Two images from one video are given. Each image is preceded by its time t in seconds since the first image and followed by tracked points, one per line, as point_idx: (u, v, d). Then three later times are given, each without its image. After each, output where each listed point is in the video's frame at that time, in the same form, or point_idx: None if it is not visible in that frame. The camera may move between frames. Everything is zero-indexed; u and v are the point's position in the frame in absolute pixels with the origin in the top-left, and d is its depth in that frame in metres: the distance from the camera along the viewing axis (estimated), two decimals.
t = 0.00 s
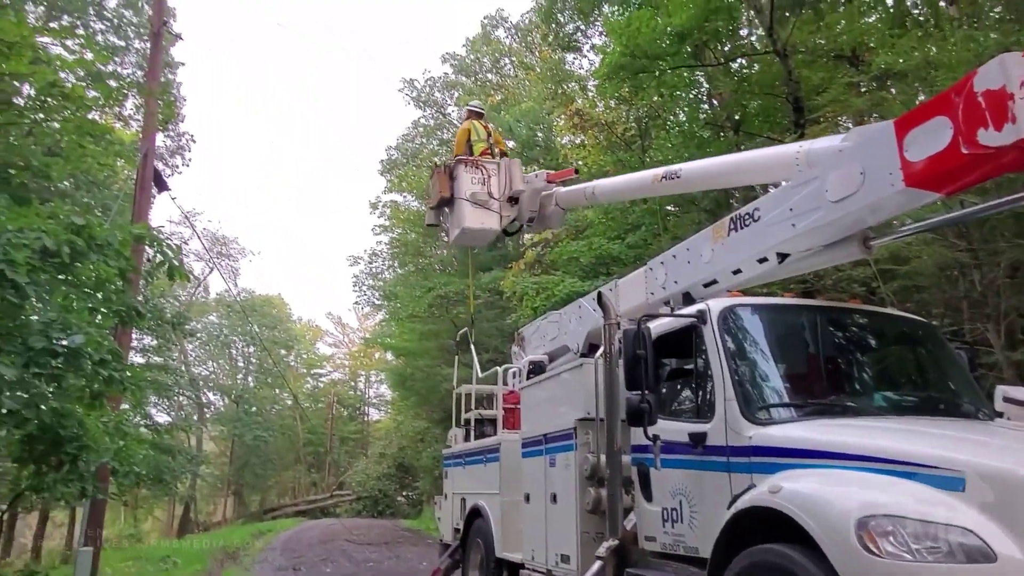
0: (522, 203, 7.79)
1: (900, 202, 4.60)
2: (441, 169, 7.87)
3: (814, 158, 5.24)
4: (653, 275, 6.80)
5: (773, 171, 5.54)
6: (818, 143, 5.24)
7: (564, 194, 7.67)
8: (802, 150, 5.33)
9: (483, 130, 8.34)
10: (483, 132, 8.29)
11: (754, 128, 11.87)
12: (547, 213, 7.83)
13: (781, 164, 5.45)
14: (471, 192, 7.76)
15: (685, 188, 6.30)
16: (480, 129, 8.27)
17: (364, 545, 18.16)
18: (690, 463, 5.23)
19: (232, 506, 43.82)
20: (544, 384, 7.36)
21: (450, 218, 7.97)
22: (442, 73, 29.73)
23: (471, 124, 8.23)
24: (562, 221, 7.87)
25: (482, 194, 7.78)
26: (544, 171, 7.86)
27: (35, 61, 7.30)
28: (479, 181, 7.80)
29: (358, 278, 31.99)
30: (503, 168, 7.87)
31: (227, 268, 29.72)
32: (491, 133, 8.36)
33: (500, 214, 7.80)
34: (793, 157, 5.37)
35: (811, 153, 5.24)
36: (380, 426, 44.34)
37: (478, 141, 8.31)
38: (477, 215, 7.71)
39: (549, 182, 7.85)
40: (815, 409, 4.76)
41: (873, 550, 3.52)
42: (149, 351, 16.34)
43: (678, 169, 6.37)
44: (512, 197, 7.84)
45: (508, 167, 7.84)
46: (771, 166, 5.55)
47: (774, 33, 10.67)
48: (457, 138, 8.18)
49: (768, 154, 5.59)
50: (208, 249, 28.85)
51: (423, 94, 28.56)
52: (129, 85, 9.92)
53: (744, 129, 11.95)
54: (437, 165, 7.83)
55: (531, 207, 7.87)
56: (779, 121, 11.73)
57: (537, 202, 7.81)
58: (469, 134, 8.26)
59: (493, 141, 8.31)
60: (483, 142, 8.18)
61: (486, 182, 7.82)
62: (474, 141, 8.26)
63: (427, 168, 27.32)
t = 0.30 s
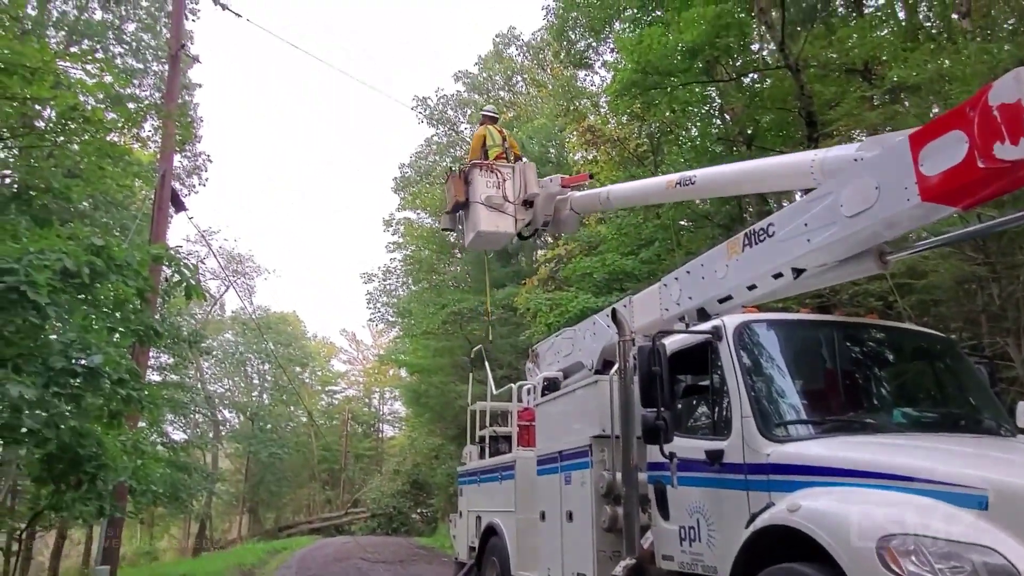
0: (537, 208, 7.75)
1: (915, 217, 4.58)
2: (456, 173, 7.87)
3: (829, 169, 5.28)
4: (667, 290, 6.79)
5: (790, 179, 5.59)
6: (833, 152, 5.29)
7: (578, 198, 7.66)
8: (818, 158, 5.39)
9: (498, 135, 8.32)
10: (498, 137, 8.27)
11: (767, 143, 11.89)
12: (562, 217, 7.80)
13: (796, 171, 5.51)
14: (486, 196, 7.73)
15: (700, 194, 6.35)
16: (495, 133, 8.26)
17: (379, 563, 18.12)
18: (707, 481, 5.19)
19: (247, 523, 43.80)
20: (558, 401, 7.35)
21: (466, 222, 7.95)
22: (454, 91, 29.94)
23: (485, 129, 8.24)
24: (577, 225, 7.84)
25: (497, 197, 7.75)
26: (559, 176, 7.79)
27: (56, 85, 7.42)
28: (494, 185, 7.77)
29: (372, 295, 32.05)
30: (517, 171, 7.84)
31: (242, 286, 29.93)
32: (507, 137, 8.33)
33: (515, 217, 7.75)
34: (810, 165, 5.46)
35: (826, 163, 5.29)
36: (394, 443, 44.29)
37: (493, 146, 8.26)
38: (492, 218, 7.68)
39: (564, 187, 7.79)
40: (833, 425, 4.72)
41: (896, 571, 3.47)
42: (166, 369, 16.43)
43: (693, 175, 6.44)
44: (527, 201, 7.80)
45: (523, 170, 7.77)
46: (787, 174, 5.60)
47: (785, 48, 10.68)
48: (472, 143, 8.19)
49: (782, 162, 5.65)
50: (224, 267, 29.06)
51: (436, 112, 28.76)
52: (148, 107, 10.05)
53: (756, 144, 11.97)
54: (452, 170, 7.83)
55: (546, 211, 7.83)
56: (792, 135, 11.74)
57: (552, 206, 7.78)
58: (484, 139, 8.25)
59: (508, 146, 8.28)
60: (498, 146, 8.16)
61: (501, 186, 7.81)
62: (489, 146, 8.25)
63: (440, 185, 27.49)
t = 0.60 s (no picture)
0: (552, 207, 7.77)
1: (934, 227, 4.55)
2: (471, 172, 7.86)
3: (846, 173, 5.26)
4: (684, 302, 6.78)
5: (806, 181, 5.56)
6: (850, 155, 5.27)
7: (594, 198, 7.70)
8: (835, 162, 5.36)
9: (513, 134, 8.37)
10: (513, 137, 8.31)
11: (783, 153, 11.91)
12: (577, 217, 7.84)
13: (813, 174, 5.48)
14: (502, 194, 7.72)
15: (716, 195, 6.30)
16: (509, 133, 8.29)
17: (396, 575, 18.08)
18: (727, 495, 5.15)
19: (264, 535, 43.88)
20: (575, 413, 7.33)
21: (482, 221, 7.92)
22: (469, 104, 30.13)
23: (500, 128, 8.28)
24: (591, 224, 7.91)
25: (513, 196, 7.74)
26: (575, 175, 7.83)
27: (80, 103, 7.56)
28: (509, 184, 7.76)
29: (387, 307, 31.95)
30: (532, 170, 7.86)
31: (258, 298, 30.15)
32: (522, 136, 8.42)
33: (531, 216, 7.74)
34: (827, 168, 5.42)
35: (844, 167, 5.27)
36: (411, 455, 44.28)
37: (507, 146, 8.30)
38: (508, 217, 7.65)
39: (579, 187, 7.83)
40: (854, 438, 4.68)
41: None
42: (184, 381, 16.55)
43: (709, 176, 6.39)
44: (543, 200, 7.81)
45: (538, 169, 7.79)
46: (803, 178, 5.57)
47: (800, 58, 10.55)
48: (487, 142, 8.22)
49: (799, 165, 5.62)
50: (241, 279, 29.31)
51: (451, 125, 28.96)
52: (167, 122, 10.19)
53: (772, 154, 11.98)
54: (467, 169, 7.83)
55: (562, 210, 7.84)
56: (808, 145, 11.75)
57: (567, 205, 7.81)
58: (499, 139, 8.27)
59: (523, 146, 8.36)
60: (513, 146, 8.18)
61: (517, 185, 7.80)
62: (503, 145, 8.27)
63: (455, 198, 27.63)
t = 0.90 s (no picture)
0: (568, 207, 7.73)
1: (954, 235, 4.52)
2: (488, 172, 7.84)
3: (864, 177, 5.24)
4: (701, 314, 6.77)
5: (824, 186, 5.53)
6: (869, 158, 5.24)
7: (611, 198, 7.70)
8: (853, 165, 5.34)
9: (530, 135, 8.34)
10: (529, 137, 8.29)
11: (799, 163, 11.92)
12: (594, 217, 7.84)
13: (831, 178, 5.45)
14: (518, 193, 7.67)
15: (734, 197, 6.27)
16: (526, 133, 8.28)
17: None
18: (747, 508, 5.12)
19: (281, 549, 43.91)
20: (592, 426, 7.32)
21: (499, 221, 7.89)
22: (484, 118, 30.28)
23: (516, 129, 8.28)
24: (608, 225, 7.91)
25: (529, 195, 7.69)
26: (591, 176, 7.85)
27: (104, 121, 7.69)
28: (525, 182, 7.72)
29: (403, 320, 32.18)
30: (548, 169, 7.82)
31: (275, 312, 30.36)
32: (537, 137, 8.38)
33: (547, 215, 7.68)
34: (845, 172, 5.39)
35: (863, 170, 5.24)
36: (427, 467, 44.30)
37: (524, 146, 8.32)
38: (524, 216, 7.60)
39: (595, 187, 7.86)
40: (875, 450, 4.65)
41: None
42: (202, 395, 16.65)
43: (726, 178, 6.34)
44: (559, 199, 7.77)
45: (554, 168, 7.76)
46: (821, 182, 5.55)
47: (815, 67, 10.67)
48: (504, 143, 8.23)
49: (817, 168, 5.59)
50: (258, 293, 29.56)
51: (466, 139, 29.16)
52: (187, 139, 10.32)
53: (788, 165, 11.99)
54: (484, 169, 7.79)
55: (579, 210, 7.82)
56: (824, 155, 11.76)
57: (583, 205, 7.80)
58: (515, 139, 8.29)
59: (540, 146, 8.29)
60: (529, 146, 8.18)
61: (533, 185, 7.75)
62: (519, 146, 8.27)
63: (471, 210, 27.75)
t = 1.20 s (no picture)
0: (583, 206, 7.69)
1: (973, 245, 4.48)
2: (503, 171, 7.87)
3: (882, 180, 5.13)
4: (716, 324, 6.73)
5: (840, 187, 5.40)
6: (886, 160, 5.13)
7: (626, 197, 7.58)
8: (870, 167, 5.22)
9: (545, 134, 8.35)
10: (544, 136, 8.30)
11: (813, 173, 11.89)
12: (609, 217, 7.72)
13: (848, 180, 5.35)
14: (533, 193, 7.70)
15: (749, 198, 6.11)
16: (541, 132, 8.29)
17: None
18: (766, 521, 5.07)
19: (297, 563, 43.88)
20: (608, 439, 7.28)
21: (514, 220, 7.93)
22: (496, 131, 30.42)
23: (532, 129, 8.30)
24: (624, 225, 7.78)
25: (544, 194, 7.71)
26: (606, 175, 7.76)
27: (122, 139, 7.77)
28: (540, 182, 7.74)
29: (417, 332, 32.25)
30: (563, 168, 7.81)
31: (290, 325, 30.51)
32: (553, 136, 8.37)
33: (562, 214, 7.70)
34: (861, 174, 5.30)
35: (880, 171, 5.13)
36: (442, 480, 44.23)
37: (539, 145, 8.33)
38: (540, 215, 7.64)
39: (611, 186, 7.75)
40: (895, 462, 4.60)
41: None
42: (218, 409, 16.70)
43: (742, 178, 6.18)
44: (574, 197, 7.73)
45: (569, 167, 7.75)
46: (837, 184, 5.42)
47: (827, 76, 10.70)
48: (519, 142, 8.26)
49: (833, 169, 5.44)
50: (273, 307, 29.73)
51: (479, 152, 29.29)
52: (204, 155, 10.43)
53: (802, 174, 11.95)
54: (499, 169, 7.83)
55: (593, 209, 7.72)
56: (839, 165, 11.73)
57: (598, 205, 7.69)
58: (530, 139, 8.30)
59: (555, 145, 8.30)
60: (544, 145, 8.19)
61: (548, 184, 7.77)
62: (535, 145, 8.30)
63: (484, 223, 27.84)
